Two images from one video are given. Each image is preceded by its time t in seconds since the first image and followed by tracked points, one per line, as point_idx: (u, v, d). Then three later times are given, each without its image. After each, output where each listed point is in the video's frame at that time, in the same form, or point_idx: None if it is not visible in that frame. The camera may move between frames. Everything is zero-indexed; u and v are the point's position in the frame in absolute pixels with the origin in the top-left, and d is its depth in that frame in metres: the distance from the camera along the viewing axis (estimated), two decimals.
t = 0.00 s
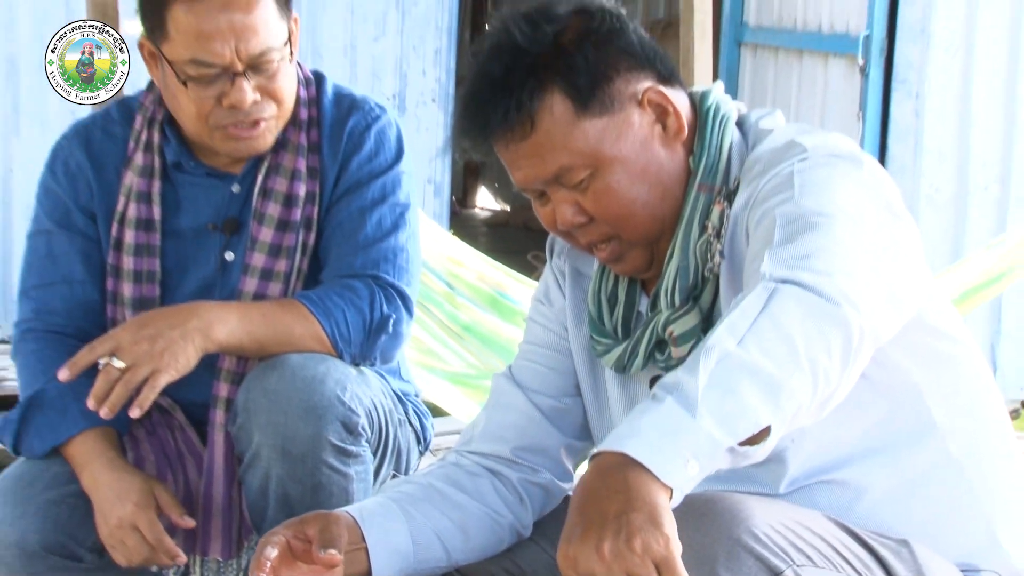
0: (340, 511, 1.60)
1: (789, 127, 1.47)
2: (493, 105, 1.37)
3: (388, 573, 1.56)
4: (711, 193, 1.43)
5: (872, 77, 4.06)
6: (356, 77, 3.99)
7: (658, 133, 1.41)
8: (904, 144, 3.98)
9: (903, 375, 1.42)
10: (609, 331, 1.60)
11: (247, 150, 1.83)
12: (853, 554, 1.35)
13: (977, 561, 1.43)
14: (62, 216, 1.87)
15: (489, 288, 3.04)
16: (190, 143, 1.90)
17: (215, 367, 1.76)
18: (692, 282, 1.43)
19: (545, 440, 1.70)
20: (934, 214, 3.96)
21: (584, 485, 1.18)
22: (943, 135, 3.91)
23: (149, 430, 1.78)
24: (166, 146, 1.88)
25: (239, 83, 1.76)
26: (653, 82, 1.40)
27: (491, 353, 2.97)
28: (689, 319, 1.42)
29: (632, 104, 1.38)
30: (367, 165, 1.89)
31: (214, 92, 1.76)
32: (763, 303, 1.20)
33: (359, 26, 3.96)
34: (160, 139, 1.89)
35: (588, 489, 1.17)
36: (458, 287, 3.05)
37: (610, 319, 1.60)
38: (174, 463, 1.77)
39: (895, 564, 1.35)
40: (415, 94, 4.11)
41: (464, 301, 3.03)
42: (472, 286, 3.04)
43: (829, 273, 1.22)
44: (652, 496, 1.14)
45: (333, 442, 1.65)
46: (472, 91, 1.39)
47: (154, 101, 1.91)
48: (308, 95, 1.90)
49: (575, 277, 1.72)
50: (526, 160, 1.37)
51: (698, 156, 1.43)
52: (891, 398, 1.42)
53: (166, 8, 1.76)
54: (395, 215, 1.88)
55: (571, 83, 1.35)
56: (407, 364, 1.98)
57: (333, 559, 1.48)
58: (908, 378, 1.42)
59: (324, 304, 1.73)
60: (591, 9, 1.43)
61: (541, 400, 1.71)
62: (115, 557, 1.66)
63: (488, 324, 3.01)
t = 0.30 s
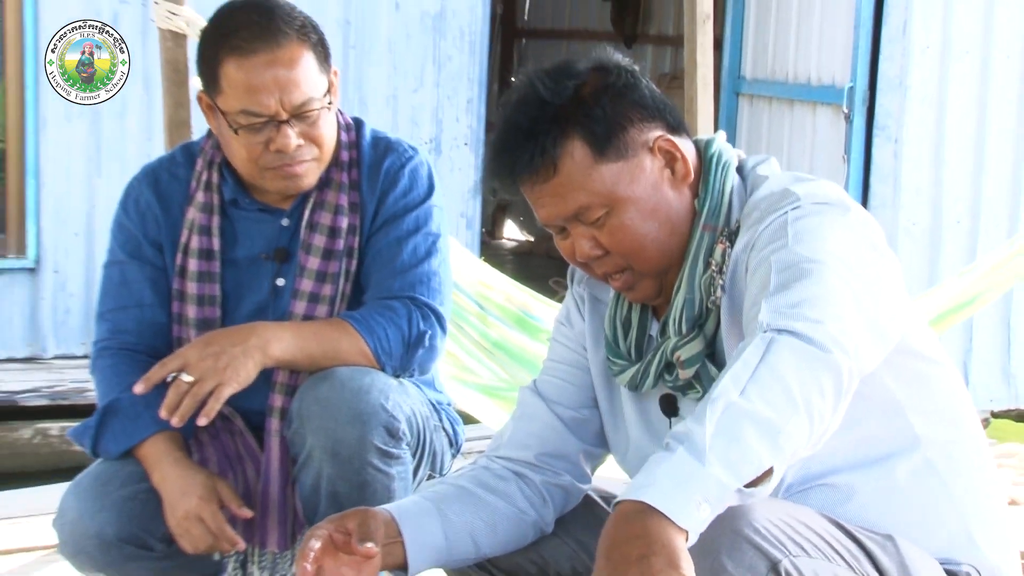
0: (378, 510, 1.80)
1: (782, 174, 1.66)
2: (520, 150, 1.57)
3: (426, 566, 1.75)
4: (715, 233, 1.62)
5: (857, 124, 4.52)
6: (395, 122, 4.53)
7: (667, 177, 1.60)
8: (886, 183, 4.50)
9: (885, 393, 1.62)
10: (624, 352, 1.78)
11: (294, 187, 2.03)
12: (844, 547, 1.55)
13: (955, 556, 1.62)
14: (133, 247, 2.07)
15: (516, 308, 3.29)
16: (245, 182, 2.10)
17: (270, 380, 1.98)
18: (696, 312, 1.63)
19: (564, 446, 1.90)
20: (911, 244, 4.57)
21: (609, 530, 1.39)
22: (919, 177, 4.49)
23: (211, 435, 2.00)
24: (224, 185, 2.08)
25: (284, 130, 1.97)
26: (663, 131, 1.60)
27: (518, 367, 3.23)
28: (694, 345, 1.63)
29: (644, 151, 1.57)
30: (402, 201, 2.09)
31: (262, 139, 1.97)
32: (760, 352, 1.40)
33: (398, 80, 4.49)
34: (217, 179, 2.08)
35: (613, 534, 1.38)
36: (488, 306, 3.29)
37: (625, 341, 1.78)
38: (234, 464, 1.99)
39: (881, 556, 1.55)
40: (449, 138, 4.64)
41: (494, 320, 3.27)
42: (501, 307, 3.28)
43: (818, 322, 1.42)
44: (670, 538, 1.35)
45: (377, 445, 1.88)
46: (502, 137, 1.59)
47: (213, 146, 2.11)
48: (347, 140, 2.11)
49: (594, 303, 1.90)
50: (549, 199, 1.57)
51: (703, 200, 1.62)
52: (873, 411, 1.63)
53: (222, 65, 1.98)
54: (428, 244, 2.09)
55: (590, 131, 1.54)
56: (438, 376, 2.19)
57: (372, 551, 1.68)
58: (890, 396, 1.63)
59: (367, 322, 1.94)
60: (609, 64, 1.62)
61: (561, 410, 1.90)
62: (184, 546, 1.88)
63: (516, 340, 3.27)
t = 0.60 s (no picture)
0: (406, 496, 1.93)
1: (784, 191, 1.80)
2: (543, 166, 1.70)
3: (452, 546, 1.88)
4: (723, 245, 1.75)
5: (852, 138, 5.08)
6: (426, 134, 4.86)
7: (680, 191, 1.73)
8: (880, 193, 5.09)
9: (882, 392, 1.76)
10: (638, 353, 1.91)
11: (330, 196, 2.19)
12: (844, 529, 1.70)
13: (948, 538, 1.77)
14: (185, 251, 2.24)
15: (537, 308, 3.47)
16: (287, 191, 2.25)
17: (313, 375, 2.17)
18: (707, 319, 1.76)
19: (581, 437, 2.03)
20: (903, 249, 5.16)
21: (639, 555, 1.49)
22: (909, 188, 5.09)
23: (259, 423, 2.20)
24: (268, 193, 2.23)
25: (322, 140, 2.11)
26: (676, 150, 1.73)
27: (539, 362, 3.40)
28: (704, 349, 1.77)
29: (659, 168, 1.70)
30: (433, 208, 2.26)
31: (303, 148, 2.12)
32: (767, 378, 1.51)
33: (431, 98, 4.85)
34: (262, 188, 2.23)
35: (643, 557, 1.49)
36: (512, 307, 3.47)
37: (639, 342, 1.91)
38: (280, 450, 2.20)
39: (879, 537, 1.70)
40: (476, 152, 4.98)
41: (517, 319, 3.46)
42: (523, 307, 3.47)
43: (821, 344, 1.54)
44: (697, 560, 1.46)
45: (412, 433, 2.06)
46: (528, 153, 1.72)
47: (258, 158, 2.26)
48: (382, 151, 2.27)
49: (611, 305, 2.02)
50: (570, 211, 1.70)
51: (712, 213, 1.75)
52: (870, 407, 1.77)
53: (264, 83, 2.13)
54: (457, 248, 2.26)
55: (609, 149, 1.67)
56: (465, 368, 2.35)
57: (399, 534, 1.82)
58: (887, 394, 1.76)
59: (403, 319, 2.12)
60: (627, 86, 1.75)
61: (580, 404, 2.04)
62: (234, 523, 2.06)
63: (537, 339, 3.44)
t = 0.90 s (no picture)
0: (418, 490, 1.99)
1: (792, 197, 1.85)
2: (560, 170, 1.76)
3: (465, 538, 1.94)
4: (736, 250, 1.81)
5: (860, 140, 5.21)
6: (448, 138, 5.13)
7: (693, 196, 1.78)
8: (886, 196, 5.20)
9: (887, 390, 1.82)
10: (651, 350, 1.97)
11: (351, 197, 2.22)
12: (849, 522, 1.77)
13: (952, 531, 1.84)
14: (213, 252, 2.30)
15: (553, 306, 3.52)
16: (310, 192, 2.30)
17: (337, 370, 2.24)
18: (718, 321, 1.83)
19: (595, 432, 2.08)
20: (909, 250, 5.28)
21: None
22: (916, 189, 5.20)
23: (284, 418, 2.28)
24: (291, 195, 2.28)
25: (342, 143, 2.14)
26: (690, 155, 1.78)
27: (553, 357, 3.47)
28: (715, 351, 1.84)
29: (673, 173, 1.76)
30: (450, 208, 2.31)
31: (323, 151, 2.14)
32: (784, 401, 1.58)
33: (450, 103, 5.11)
34: (285, 190, 2.28)
35: None
36: (529, 305, 3.53)
37: (651, 339, 1.96)
38: (305, 444, 2.27)
39: (882, 529, 1.77)
40: (496, 154, 5.24)
41: (534, 317, 3.52)
42: (540, 305, 3.52)
43: (834, 362, 1.60)
44: None
45: (433, 428, 2.13)
46: (545, 157, 1.78)
47: (281, 161, 2.32)
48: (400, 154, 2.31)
49: (625, 303, 2.06)
50: (586, 215, 1.76)
51: (724, 218, 1.81)
52: (877, 404, 1.83)
53: (285, 88, 2.15)
54: (474, 245, 2.31)
55: (624, 154, 1.73)
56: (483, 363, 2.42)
57: (407, 528, 1.88)
58: (892, 391, 1.82)
59: (425, 317, 2.18)
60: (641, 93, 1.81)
61: (594, 399, 2.09)
62: (258, 513, 2.12)
63: (553, 337, 3.50)
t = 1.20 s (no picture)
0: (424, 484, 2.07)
1: (786, 207, 1.93)
2: (565, 177, 1.84)
3: (470, 529, 2.03)
4: (733, 255, 1.89)
5: (850, 148, 5.38)
6: (456, 146, 5.30)
7: (692, 202, 1.86)
8: (876, 200, 5.37)
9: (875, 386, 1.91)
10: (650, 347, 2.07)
11: (363, 204, 2.33)
12: (837, 514, 1.87)
13: (936, 520, 1.95)
14: (231, 255, 2.40)
15: (559, 305, 3.63)
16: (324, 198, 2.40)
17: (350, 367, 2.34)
18: (715, 323, 1.92)
19: (598, 426, 2.17)
20: (897, 252, 5.47)
21: None
22: (904, 193, 5.39)
23: (300, 413, 2.38)
24: (306, 201, 2.38)
25: (353, 151, 2.24)
26: (690, 163, 1.86)
27: (560, 355, 3.60)
28: (711, 351, 1.94)
29: (673, 180, 1.83)
30: (458, 212, 2.41)
31: (336, 160, 2.24)
32: (778, 424, 1.65)
33: (460, 112, 5.28)
34: (300, 196, 2.38)
35: None
36: (535, 304, 3.64)
37: (650, 336, 2.05)
38: (320, 438, 2.37)
39: (868, 518, 1.87)
40: (502, 162, 5.41)
41: (540, 316, 3.63)
42: (546, 305, 3.63)
43: (824, 381, 1.67)
44: None
45: (442, 421, 2.23)
46: (550, 164, 1.87)
47: (296, 169, 2.41)
48: (409, 161, 2.41)
49: (626, 301, 2.15)
50: (590, 220, 1.84)
51: (722, 223, 1.89)
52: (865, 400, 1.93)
53: (300, 100, 2.25)
54: (481, 248, 2.41)
55: (625, 162, 1.81)
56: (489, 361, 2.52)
57: (413, 520, 1.95)
58: (879, 387, 1.92)
59: (434, 316, 2.29)
60: (643, 102, 1.89)
61: (596, 394, 2.17)
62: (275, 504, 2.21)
63: (558, 334, 3.62)
